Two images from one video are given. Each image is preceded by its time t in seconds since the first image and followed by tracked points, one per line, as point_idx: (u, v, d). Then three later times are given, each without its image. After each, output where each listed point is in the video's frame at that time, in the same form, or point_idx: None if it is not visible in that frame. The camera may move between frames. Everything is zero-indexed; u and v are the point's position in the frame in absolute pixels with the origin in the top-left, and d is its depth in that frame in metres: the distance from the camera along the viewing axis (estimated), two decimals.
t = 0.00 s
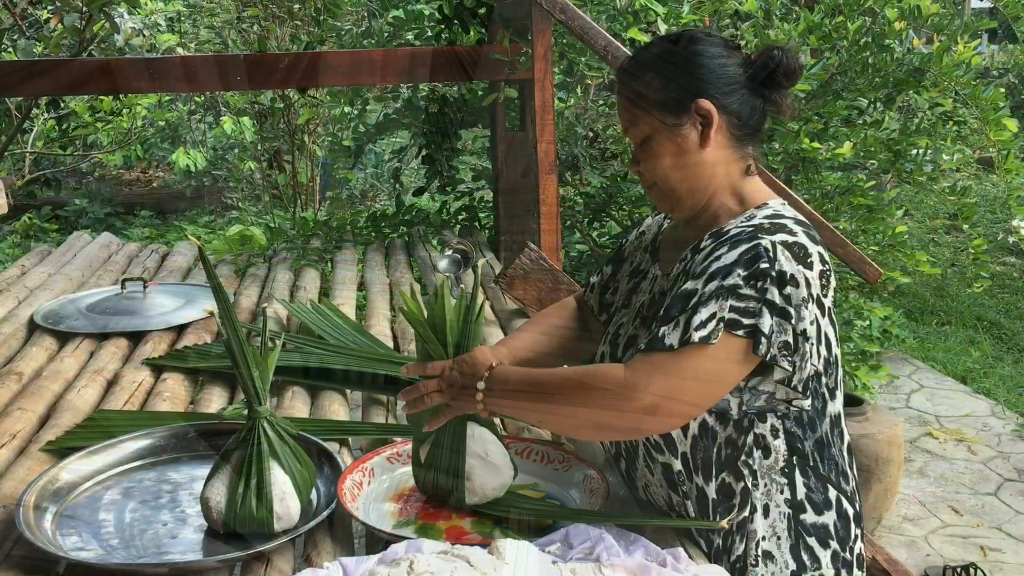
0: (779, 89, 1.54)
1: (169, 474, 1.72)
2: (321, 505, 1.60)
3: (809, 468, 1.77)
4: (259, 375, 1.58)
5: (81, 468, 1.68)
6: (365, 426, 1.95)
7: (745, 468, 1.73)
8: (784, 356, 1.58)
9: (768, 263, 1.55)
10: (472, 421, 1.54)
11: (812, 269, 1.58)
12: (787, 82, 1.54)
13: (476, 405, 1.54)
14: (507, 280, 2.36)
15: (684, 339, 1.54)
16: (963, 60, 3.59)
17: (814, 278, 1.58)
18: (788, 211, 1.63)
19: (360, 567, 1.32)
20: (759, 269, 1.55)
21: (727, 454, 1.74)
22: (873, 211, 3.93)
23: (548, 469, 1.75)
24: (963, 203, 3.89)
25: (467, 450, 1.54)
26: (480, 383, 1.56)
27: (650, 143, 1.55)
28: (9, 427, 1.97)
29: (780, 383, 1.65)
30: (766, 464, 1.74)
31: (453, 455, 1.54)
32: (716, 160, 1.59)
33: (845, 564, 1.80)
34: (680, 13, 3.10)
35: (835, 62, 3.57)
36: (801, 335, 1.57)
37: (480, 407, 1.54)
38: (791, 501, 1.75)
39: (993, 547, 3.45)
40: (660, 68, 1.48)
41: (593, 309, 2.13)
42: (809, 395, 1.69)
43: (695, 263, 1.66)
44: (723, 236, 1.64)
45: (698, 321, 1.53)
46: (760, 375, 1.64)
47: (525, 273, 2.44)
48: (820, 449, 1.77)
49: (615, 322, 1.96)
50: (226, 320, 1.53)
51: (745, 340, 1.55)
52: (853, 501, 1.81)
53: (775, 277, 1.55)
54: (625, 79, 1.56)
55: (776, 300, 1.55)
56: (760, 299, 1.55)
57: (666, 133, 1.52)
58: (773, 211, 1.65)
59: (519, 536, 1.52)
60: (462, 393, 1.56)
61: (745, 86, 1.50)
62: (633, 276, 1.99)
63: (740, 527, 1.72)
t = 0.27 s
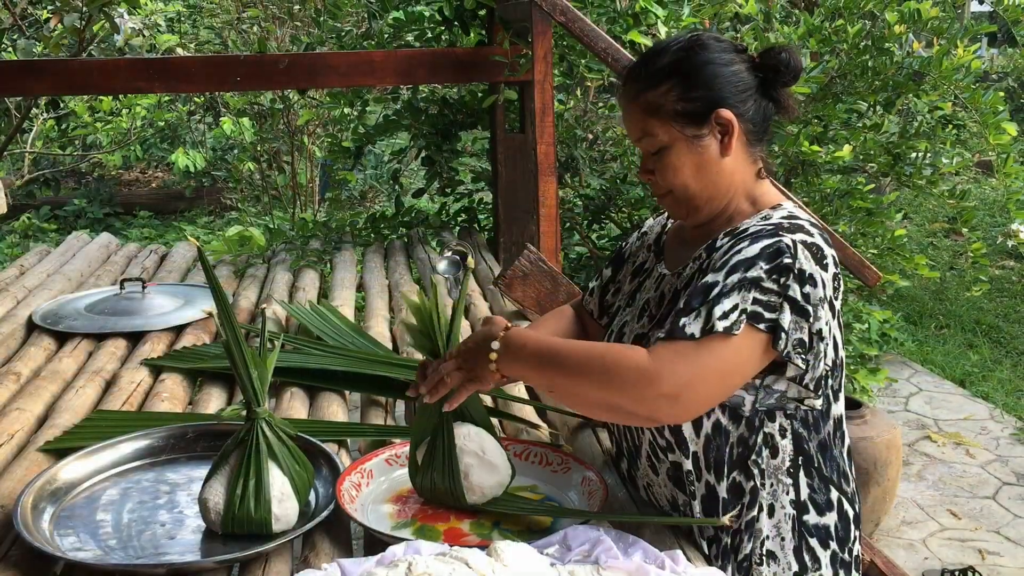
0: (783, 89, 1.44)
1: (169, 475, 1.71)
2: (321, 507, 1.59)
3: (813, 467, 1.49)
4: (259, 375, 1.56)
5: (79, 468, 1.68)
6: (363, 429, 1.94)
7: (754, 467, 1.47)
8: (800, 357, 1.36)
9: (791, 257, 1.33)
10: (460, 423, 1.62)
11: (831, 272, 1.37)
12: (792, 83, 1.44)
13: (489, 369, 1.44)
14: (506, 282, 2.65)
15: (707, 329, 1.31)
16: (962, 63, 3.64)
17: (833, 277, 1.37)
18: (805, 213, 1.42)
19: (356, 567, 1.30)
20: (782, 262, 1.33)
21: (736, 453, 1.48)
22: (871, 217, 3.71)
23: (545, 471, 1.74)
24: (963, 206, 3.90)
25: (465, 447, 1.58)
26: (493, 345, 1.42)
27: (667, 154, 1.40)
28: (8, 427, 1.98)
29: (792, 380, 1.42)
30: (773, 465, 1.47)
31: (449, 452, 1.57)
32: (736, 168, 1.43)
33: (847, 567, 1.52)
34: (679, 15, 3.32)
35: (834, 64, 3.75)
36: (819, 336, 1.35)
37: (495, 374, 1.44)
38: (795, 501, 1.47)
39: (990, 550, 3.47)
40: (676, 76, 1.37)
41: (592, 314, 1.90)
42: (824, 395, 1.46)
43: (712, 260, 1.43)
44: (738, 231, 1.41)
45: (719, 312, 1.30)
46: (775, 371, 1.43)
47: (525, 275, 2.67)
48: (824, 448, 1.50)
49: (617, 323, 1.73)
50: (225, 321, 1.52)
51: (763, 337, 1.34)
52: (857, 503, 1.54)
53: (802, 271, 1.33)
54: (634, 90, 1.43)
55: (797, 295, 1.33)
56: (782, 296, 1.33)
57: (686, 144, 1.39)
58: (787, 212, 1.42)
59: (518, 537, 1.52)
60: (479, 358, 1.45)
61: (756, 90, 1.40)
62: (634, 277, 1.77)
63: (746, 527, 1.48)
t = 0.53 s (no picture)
0: (784, 94, 1.44)
1: (167, 477, 1.71)
2: (318, 510, 1.58)
3: (820, 470, 1.48)
4: (257, 377, 1.54)
5: (77, 469, 1.68)
6: (362, 432, 1.94)
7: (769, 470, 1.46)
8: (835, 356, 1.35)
9: (816, 254, 1.33)
10: (457, 427, 1.62)
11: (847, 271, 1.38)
12: (792, 88, 1.44)
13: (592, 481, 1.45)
14: (506, 284, 2.65)
15: (762, 342, 1.28)
16: (961, 67, 3.64)
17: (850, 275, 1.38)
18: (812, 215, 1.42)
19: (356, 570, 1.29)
20: (810, 261, 1.32)
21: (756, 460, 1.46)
22: (870, 220, 3.71)
23: (545, 475, 1.74)
24: (962, 209, 3.90)
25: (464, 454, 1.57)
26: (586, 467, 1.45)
27: (674, 161, 1.41)
28: (8, 430, 1.99)
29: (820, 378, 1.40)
30: (786, 468, 1.46)
31: (445, 457, 1.57)
32: (741, 175, 1.44)
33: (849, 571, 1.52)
34: (678, 18, 3.33)
35: (834, 67, 3.76)
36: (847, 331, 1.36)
37: (593, 483, 1.46)
38: (801, 504, 1.47)
39: (989, 554, 3.47)
40: (684, 83, 1.37)
41: (590, 319, 1.90)
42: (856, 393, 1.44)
43: (737, 270, 1.40)
44: (750, 237, 1.41)
45: (768, 319, 1.28)
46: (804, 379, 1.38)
47: (524, 278, 2.67)
48: (832, 451, 1.50)
49: (619, 329, 1.71)
50: (223, 324, 1.51)
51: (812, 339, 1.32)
52: (856, 505, 1.55)
53: (830, 267, 1.33)
54: (640, 96, 1.43)
55: (833, 294, 1.32)
56: (819, 294, 1.31)
57: (692, 152, 1.39)
58: (793, 213, 1.43)
59: (516, 541, 1.52)
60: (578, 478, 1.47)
61: (760, 96, 1.41)
62: (635, 282, 1.76)
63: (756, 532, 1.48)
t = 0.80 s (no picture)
0: (794, 97, 1.45)
1: (168, 478, 1.71)
2: (319, 511, 1.59)
3: (830, 468, 1.49)
4: (258, 379, 1.54)
5: (78, 470, 1.68)
6: (363, 433, 1.94)
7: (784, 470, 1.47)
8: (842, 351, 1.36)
9: (825, 252, 1.33)
10: (458, 427, 1.63)
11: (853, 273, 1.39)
12: (803, 90, 1.44)
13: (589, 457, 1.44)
14: (506, 285, 2.65)
15: (770, 333, 1.28)
16: (962, 68, 3.64)
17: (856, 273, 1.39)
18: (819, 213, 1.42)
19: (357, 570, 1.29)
20: (818, 259, 1.32)
21: (773, 461, 1.47)
22: (871, 221, 3.72)
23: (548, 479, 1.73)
24: (962, 210, 3.89)
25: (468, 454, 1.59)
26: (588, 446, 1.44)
27: (687, 161, 1.41)
28: (8, 431, 1.99)
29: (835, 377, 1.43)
30: (799, 467, 1.47)
31: (448, 457, 1.57)
32: (751, 175, 1.44)
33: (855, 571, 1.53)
34: (678, 20, 3.33)
35: (834, 68, 3.75)
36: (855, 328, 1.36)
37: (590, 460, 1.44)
38: (813, 503, 1.47)
39: (990, 555, 3.47)
40: (701, 85, 1.37)
41: (594, 320, 1.90)
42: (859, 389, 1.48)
43: (745, 268, 1.39)
44: (758, 236, 1.41)
45: (778, 311, 1.28)
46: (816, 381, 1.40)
47: (524, 279, 2.67)
48: (842, 450, 1.51)
49: (626, 329, 1.70)
50: (225, 325, 1.50)
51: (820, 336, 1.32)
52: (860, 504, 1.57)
53: (838, 265, 1.33)
54: (655, 95, 1.42)
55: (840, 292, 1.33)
56: (827, 291, 1.32)
57: (707, 153, 1.40)
58: (801, 212, 1.43)
59: (517, 541, 1.52)
60: (572, 454, 1.46)
61: (773, 98, 1.41)
62: (641, 282, 1.75)
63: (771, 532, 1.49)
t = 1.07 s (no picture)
0: (798, 100, 1.45)
1: (170, 480, 1.71)
2: (320, 514, 1.58)
3: (833, 469, 1.48)
4: (260, 380, 1.54)
5: (79, 472, 1.67)
6: (364, 435, 1.94)
7: (775, 465, 1.45)
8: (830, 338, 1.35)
9: (812, 240, 1.33)
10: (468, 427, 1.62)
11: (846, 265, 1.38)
12: (807, 94, 1.45)
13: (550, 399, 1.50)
14: (507, 287, 2.65)
15: (746, 307, 1.29)
16: (963, 69, 3.64)
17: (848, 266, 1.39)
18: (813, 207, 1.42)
19: (360, 573, 1.29)
20: (805, 245, 1.33)
21: (764, 451, 1.46)
22: (872, 222, 3.72)
23: (547, 477, 1.74)
24: (964, 211, 3.89)
25: (480, 453, 1.59)
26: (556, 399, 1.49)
27: (691, 157, 1.40)
28: (9, 433, 1.99)
29: (820, 374, 1.42)
30: (793, 464, 1.46)
31: (457, 455, 1.58)
32: (752, 175, 1.44)
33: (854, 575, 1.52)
34: (679, 21, 3.33)
35: (835, 69, 3.75)
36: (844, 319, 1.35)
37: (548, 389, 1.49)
38: (811, 502, 1.47)
39: (992, 556, 3.47)
40: (708, 83, 1.37)
41: (596, 321, 1.91)
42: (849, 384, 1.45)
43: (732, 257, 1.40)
44: (750, 228, 1.40)
45: (755, 288, 1.29)
46: (807, 375, 1.42)
47: (525, 280, 2.67)
48: (844, 450, 1.50)
49: (627, 330, 1.71)
50: (225, 327, 1.50)
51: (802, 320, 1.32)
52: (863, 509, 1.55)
53: (825, 253, 1.33)
54: (662, 90, 1.41)
55: (826, 279, 1.32)
56: (811, 278, 1.32)
57: (712, 151, 1.39)
58: (796, 206, 1.43)
59: (518, 544, 1.52)
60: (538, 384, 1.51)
61: (778, 101, 1.42)
62: (642, 284, 1.76)
63: (762, 527, 1.47)
